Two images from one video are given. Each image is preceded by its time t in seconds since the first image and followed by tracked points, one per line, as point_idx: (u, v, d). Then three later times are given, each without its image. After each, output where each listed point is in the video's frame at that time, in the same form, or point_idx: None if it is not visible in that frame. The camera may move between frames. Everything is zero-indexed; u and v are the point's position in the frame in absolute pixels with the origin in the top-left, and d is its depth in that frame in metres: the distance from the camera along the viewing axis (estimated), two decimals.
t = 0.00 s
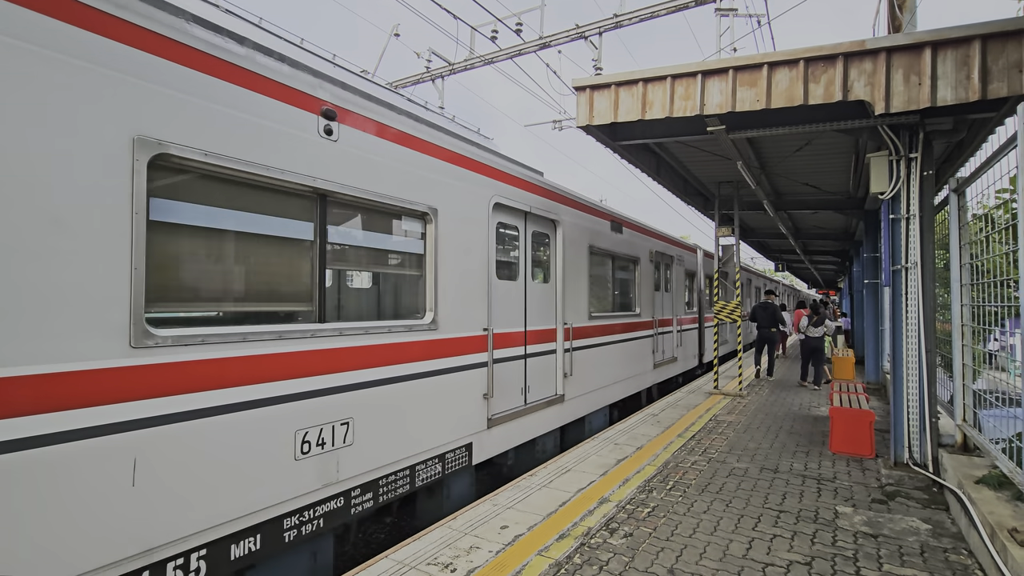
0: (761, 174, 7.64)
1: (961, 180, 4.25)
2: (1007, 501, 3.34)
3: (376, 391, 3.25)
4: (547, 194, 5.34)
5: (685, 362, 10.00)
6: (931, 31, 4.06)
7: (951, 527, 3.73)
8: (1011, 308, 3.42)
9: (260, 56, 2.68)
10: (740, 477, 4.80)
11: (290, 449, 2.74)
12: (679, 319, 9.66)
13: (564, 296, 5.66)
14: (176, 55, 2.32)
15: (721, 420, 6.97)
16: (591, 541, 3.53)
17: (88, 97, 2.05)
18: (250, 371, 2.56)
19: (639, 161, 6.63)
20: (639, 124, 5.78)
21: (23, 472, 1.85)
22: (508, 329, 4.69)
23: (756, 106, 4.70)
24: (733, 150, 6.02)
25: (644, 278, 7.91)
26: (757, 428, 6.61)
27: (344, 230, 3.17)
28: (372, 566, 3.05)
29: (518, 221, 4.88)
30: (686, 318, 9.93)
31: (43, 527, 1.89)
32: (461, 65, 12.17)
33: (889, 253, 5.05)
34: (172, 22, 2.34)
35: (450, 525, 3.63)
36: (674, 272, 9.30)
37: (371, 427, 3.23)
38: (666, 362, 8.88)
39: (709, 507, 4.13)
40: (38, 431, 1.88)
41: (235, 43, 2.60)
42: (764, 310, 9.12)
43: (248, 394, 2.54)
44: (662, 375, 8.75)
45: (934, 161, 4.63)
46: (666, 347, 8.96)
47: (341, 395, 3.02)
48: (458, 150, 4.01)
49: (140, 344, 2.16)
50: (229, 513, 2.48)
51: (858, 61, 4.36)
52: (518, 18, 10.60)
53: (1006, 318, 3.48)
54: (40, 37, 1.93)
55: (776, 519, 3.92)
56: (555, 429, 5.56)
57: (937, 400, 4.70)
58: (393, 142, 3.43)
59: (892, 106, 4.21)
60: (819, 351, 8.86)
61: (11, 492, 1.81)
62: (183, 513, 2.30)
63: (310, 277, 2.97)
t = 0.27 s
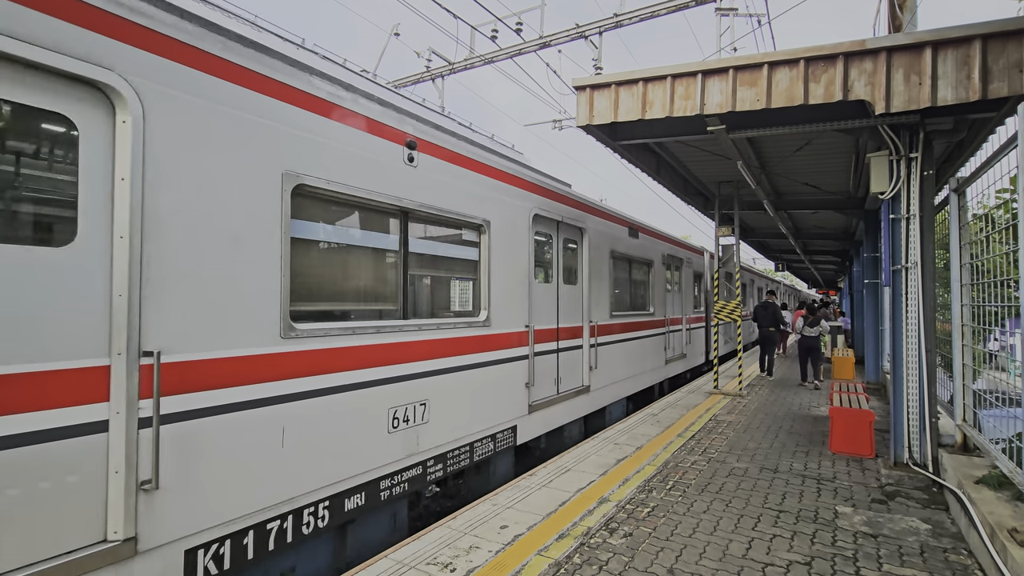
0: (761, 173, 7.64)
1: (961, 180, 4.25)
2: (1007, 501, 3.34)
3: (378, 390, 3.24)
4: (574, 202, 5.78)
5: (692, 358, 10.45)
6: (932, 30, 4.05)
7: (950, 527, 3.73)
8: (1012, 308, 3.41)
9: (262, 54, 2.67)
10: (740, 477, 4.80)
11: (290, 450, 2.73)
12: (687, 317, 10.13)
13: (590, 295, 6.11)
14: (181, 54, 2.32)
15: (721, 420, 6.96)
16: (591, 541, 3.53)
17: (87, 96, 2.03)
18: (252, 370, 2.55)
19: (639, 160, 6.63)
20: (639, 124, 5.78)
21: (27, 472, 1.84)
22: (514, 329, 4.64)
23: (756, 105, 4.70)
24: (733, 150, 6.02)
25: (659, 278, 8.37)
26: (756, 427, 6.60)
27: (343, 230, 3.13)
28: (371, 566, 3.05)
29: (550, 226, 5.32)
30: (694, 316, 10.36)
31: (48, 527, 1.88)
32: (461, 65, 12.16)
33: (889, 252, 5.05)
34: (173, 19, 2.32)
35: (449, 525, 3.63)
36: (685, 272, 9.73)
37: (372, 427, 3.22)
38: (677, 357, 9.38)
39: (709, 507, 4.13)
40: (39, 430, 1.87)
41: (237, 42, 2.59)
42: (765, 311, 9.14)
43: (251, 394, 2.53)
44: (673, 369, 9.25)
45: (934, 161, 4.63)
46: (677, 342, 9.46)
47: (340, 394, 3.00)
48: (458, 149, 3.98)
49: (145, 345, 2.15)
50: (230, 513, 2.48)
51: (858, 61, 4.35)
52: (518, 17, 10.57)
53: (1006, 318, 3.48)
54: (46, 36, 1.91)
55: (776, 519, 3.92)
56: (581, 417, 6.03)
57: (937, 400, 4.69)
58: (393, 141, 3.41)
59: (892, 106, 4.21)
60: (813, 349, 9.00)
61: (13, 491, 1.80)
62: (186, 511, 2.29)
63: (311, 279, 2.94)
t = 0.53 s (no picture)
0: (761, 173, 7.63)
1: (962, 180, 4.24)
2: (1007, 501, 3.33)
3: (380, 390, 3.24)
4: (597, 211, 6.26)
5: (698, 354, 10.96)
6: (933, 29, 4.04)
7: (951, 527, 3.72)
8: (1012, 307, 3.41)
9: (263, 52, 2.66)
10: (740, 477, 4.80)
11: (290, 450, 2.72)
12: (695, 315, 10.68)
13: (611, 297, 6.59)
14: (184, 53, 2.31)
15: (720, 420, 6.96)
16: (591, 541, 3.52)
17: (87, 94, 2.03)
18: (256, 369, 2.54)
19: (639, 160, 6.62)
20: (640, 123, 5.78)
21: (30, 470, 1.84)
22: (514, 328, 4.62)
23: (757, 105, 4.69)
24: (733, 149, 6.02)
25: (670, 279, 8.91)
26: (757, 427, 6.60)
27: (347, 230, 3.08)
28: (371, 566, 3.04)
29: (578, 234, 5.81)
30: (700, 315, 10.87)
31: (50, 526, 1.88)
32: (461, 64, 12.16)
33: (890, 252, 5.04)
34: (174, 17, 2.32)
35: (449, 525, 3.63)
36: (693, 273, 10.25)
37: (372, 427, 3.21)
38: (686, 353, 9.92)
39: (709, 507, 4.13)
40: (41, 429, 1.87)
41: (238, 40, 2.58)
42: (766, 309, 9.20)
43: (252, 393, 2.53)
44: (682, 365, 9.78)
45: (934, 161, 4.64)
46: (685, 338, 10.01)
47: (341, 394, 2.98)
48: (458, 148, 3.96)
49: (147, 344, 2.14)
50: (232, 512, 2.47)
51: (860, 60, 4.34)
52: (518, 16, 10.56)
53: (1006, 318, 3.48)
54: (51, 36, 1.91)
55: (776, 518, 3.91)
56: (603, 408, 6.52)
57: (938, 400, 4.69)
58: (393, 140, 3.41)
59: (892, 105, 4.21)
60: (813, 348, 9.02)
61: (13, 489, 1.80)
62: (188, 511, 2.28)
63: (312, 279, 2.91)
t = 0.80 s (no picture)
0: (762, 173, 7.63)
1: (963, 179, 4.24)
2: (1008, 501, 3.33)
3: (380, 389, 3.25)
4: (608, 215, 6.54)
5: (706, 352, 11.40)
6: (935, 29, 4.04)
7: (951, 528, 3.72)
8: (1014, 308, 3.39)
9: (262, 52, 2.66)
10: (741, 477, 4.79)
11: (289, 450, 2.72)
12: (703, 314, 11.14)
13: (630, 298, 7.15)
14: (182, 54, 2.34)
15: (721, 420, 6.94)
16: (592, 541, 3.52)
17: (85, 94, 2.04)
18: (249, 368, 2.58)
19: (640, 160, 6.62)
20: (641, 123, 5.77)
21: (25, 466, 1.86)
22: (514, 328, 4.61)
23: (759, 104, 4.67)
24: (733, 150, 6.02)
25: (680, 280, 9.41)
26: (758, 427, 6.59)
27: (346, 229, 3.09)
28: (371, 565, 3.04)
29: (602, 240, 6.37)
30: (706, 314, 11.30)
31: (38, 522, 1.89)
32: (462, 64, 12.16)
33: (891, 252, 5.03)
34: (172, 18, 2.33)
35: (450, 525, 3.62)
36: (700, 274, 10.69)
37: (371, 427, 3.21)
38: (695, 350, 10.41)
39: (709, 507, 4.12)
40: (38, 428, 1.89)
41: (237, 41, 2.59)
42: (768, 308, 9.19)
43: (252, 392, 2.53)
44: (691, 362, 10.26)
45: (935, 161, 4.63)
46: (694, 336, 10.50)
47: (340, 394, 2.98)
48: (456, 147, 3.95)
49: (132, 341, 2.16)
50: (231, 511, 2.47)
51: (861, 60, 4.33)
52: (519, 16, 10.54)
53: (1008, 318, 3.48)
54: (48, 37, 1.95)
55: (777, 519, 3.91)
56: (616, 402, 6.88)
57: (939, 400, 4.69)
58: (393, 139, 3.41)
59: (894, 105, 4.20)
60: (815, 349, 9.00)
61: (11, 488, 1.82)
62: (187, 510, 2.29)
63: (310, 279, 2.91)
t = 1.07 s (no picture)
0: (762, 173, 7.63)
1: (963, 179, 4.24)
2: (1009, 501, 3.32)
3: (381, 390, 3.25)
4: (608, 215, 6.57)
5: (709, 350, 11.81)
6: (935, 29, 4.03)
7: (952, 528, 3.71)
8: (1015, 308, 3.39)
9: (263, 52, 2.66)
10: (741, 477, 4.79)
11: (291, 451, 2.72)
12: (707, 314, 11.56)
13: (647, 299, 7.67)
14: (183, 52, 2.32)
15: (721, 420, 6.94)
16: (592, 541, 3.52)
17: (87, 93, 2.03)
18: (254, 368, 2.55)
19: (640, 160, 6.62)
20: (641, 123, 5.77)
21: (24, 471, 1.83)
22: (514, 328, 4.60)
23: (760, 104, 4.67)
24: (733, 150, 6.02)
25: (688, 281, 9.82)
26: (757, 427, 6.59)
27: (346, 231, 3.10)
28: (372, 566, 3.04)
29: (623, 245, 6.85)
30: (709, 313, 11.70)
31: (36, 526, 1.86)
32: (462, 64, 12.16)
33: (891, 252, 5.03)
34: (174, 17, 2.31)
35: (450, 525, 3.62)
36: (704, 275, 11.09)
37: (371, 427, 3.21)
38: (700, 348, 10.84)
39: (709, 507, 4.12)
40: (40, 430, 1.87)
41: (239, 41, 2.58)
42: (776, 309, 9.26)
43: (252, 392, 2.53)
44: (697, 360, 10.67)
45: (937, 161, 4.62)
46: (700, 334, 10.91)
47: (341, 394, 2.98)
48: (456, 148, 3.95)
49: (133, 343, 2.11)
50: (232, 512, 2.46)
51: (861, 60, 4.33)
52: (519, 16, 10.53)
53: (1008, 318, 3.48)
54: (48, 37, 1.93)
55: (777, 519, 3.91)
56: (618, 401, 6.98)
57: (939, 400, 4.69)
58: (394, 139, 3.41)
59: (895, 105, 4.20)
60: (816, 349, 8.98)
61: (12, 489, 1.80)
62: (189, 511, 2.28)
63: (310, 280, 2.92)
